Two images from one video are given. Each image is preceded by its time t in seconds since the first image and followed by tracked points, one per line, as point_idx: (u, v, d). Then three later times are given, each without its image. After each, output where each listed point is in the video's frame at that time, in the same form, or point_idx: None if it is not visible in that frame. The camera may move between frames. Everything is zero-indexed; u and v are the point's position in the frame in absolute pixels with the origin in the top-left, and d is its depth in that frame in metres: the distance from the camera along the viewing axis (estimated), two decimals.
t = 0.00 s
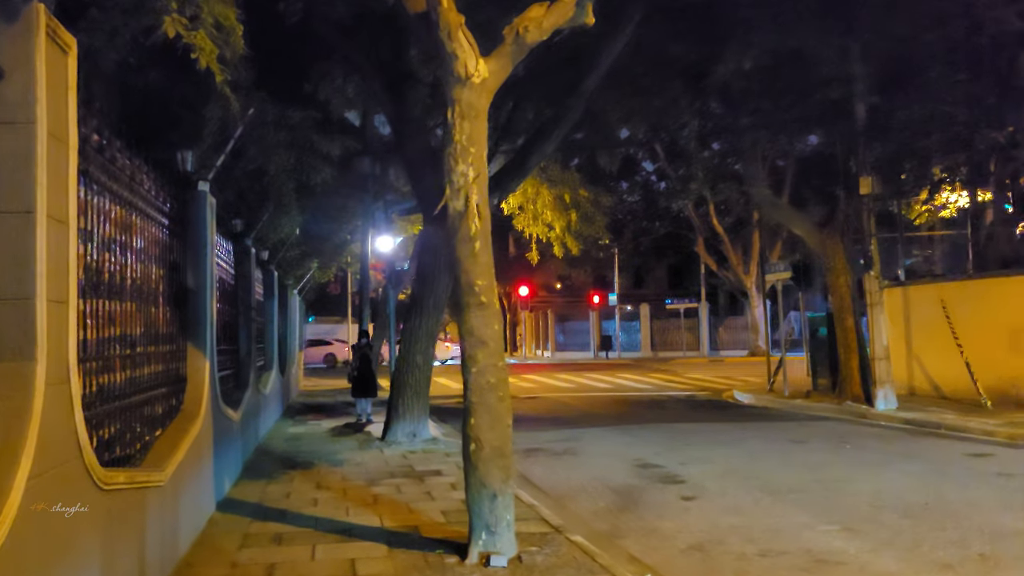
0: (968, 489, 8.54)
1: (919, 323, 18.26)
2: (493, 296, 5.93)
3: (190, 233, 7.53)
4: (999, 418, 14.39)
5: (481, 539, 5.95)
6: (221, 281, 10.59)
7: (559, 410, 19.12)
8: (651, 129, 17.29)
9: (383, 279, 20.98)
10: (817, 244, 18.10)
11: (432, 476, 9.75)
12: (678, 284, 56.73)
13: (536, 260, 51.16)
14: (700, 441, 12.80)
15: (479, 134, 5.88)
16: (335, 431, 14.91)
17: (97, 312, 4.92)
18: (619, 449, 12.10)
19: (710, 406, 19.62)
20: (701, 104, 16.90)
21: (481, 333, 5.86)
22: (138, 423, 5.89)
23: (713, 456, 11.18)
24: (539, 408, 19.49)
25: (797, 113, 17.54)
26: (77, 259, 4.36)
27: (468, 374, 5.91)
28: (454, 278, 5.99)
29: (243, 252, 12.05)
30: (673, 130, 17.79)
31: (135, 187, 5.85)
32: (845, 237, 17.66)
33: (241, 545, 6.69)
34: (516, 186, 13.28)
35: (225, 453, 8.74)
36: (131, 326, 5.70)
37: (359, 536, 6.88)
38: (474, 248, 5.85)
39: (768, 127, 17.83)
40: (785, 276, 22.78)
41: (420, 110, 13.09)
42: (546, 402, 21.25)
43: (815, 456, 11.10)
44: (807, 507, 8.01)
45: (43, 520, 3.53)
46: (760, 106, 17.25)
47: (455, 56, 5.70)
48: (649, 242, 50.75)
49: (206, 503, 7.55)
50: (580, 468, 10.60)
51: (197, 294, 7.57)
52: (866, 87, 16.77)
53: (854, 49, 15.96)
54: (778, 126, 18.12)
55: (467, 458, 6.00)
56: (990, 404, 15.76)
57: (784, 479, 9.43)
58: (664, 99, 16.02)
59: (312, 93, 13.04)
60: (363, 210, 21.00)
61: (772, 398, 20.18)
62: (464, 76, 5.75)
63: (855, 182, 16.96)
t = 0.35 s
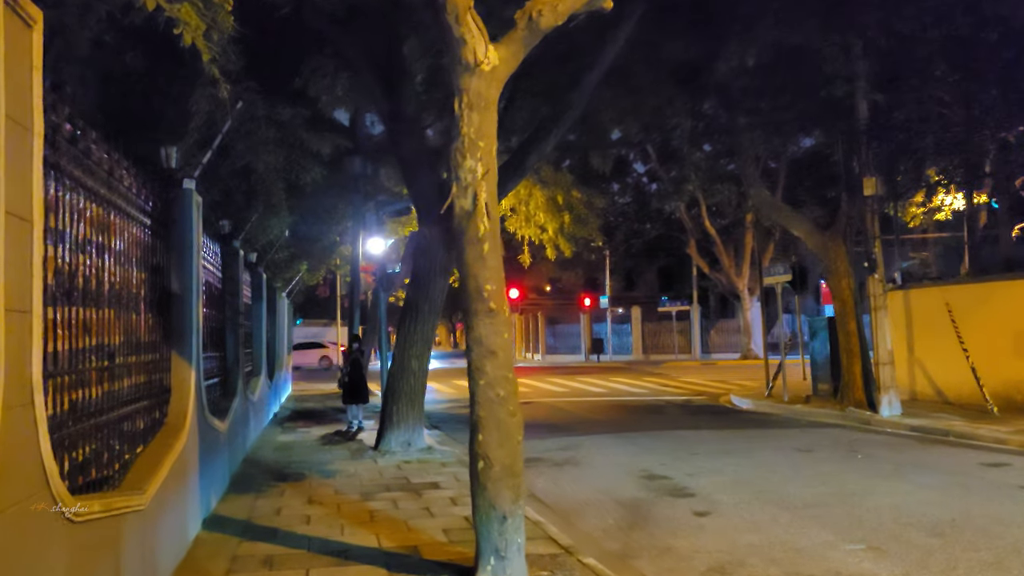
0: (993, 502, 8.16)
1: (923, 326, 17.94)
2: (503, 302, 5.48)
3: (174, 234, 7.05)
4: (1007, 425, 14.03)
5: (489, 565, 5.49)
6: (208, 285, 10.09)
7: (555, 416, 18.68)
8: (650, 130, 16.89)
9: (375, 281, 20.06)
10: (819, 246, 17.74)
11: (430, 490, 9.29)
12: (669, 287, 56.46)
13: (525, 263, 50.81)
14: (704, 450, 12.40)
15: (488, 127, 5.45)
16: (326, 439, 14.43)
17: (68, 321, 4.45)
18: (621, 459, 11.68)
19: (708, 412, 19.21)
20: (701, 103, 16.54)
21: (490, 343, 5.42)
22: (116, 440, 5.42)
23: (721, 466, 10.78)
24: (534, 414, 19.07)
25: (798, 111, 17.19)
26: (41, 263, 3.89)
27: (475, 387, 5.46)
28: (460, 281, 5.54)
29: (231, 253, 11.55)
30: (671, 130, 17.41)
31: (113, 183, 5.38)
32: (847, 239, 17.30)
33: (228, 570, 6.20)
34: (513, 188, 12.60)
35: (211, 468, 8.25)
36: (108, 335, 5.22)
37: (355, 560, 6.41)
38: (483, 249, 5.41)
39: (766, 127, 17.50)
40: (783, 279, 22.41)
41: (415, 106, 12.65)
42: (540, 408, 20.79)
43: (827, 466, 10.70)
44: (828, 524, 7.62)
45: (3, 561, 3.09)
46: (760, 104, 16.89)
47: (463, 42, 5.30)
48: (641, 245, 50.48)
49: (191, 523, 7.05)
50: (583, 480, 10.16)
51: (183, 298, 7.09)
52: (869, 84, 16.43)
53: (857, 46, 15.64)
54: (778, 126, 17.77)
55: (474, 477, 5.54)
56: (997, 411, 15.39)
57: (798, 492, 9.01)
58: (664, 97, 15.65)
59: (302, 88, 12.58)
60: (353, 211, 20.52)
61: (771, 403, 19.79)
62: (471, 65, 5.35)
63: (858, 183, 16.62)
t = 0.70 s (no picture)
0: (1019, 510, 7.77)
1: (927, 327, 17.62)
2: (509, 296, 5.02)
3: (152, 226, 6.58)
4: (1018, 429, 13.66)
5: None
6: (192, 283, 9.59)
7: (551, 419, 18.23)
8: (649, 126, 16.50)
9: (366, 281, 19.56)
10: (822, 244, 17.35)
11: (426, 498, 8.83)
12: (662, 288, 56.14)
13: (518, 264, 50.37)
14: (708, 454, 11.99)
15: (493, 106, 4.99)
16: (316, 443, 13.94)
17: (26, 317, 3.99)
18: (623, 464, 11.24)
19: (708, 415, 18.80)
20: (702, 98, 16.16)
21: (495, 342, 4.94)
22: (85, 449, 4.95)
23: (729, 471, 10.36)
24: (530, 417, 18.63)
25: (801, 107, 16.84)
26: None
27: (478, 391, 5.00)
28: (462, 275, 5.08)
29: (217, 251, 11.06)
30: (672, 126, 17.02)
31: (84, 168, 4.93)
32: (851, 238, 16.93)
33: None
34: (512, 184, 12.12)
35: (195, 476, 7.76)
36: (76, 335, 4.74)
37: None
38: (488, 239, 4.95)
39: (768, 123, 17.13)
40: (782, 280, 22.04)
41: (409, 98, 12.21)
42: (536, 411, 20.34)
43: (839, 471, 10.30)
44: (849, 535, 7.20)
45: None
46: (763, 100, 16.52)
47: (467, 13, 4.84)
48: (634, 246, 50.13)
49: (171, 537, 6.57)
50: (586, 486, 9.72)
51: (160, 296, 6.61)
52: (875, 78, 16.08)
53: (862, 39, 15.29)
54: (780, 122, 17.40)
55: (476, 489, 5.08)
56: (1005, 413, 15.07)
57: (813, 500, 8.61)
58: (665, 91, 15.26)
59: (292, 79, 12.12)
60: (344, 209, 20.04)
61: (772, 406, 19.39)
62: (476, 38, 4.89)
63: (863, 180, 16.26)
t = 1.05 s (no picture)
0: None
1: (937, 326, 17.27)
2: (525, 288, 4.58)
3: (136, 213, 6.13)
4: None
5: None
6: (182, 278, 9.13)
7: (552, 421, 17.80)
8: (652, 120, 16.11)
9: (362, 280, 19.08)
10: (829, 241, 17.06)
11: (428, 504, 8.39)
12: (659, 288, 55.77)
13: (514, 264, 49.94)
14: (718, 457, 11.57)
15: (508, 78, 4.56)
16: (310, 446, 13.48)
17: None
18: (631, 467, 10.82)
19: (712, 416, 18.39)
20: (708, 90, 15.78)
21: (511, 337, 4.51)
22: (56, 456, 4.49)
23: (742, 475, 9.95)
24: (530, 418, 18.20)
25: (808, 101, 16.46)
26: None
27: (492, 390, 4.56)
28: (474, 266, 4.64)
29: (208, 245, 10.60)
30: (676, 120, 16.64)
31: (57, 146, 4.49)
32: (860, 233, 16.70)
33: None
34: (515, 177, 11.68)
35: (183, 482, 7.30)
36: (45, 330, 4.28)
37: None
38: (503, 223, 4.51)
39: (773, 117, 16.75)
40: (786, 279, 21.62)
41: (409, 88, 11.79)
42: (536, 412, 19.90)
43: (856, 474, 9.89)
44: (879, 543, 6.78)
45: None
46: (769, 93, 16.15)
47: None
48: (631, 246, 49.77)
49: (155, 549, 6.11)
50: (594, 492, 9.28)
51: (145, 289, 6.15)
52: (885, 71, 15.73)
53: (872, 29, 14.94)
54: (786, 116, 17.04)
55: (489, 497, 4.64)
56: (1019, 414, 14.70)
57: (834, 505, 8.20)
58: (669, 83, 14.90)
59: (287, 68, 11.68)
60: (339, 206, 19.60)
61: (777, 407, 18.98)
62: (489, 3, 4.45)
63: (872, 175, 15.88)
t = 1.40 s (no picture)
0: None
1: (946, 325, 16.89)
2: (538, 281, 4.15)
3: (112, 201, 5.68)
4: None
5: None
6: (167, 274, 8.66)
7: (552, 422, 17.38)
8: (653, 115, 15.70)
9: (357, 278, 18.80)
10: (836, 239, 16.69)
11: (426, 513, 7.95)
12: (655, 288, 55.41)
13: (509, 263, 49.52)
14: (726, 460, 11.16)
15: (520, 47, 4.12)
16: (303, 449, 13.02)
17: None
18: (638, 472, 10.39)
19: (716, 418, 17.98)
20: (713, 84, 15.39)
21: (523, 336, 4.08)
22: (17, 465, 4.06)
23: (755, 480, 9.52)
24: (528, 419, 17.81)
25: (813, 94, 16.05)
26: None
27: (501, 394, 4.13)
28: (481, 256, 4.20)
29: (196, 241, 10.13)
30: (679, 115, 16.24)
31: (19, 121, 4.04)
32: (867, 230, 16.35)
33: None
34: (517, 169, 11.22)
35: (167, 489, 6.85)
36: None
37: None
38: (515, 209, 4.07)
39: (777, 110, 16.40)
40: (789, 277, 21.23)
41: (407, 78, 11.36)
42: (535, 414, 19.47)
43: (874, 479, 9.49)
44: (909, 556, 6.37)
45: None
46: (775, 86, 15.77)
47: None
48: (628, 245, 49.39)
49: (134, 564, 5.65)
50: (600, 499, 8.84)
51: (123, 283, 5.69)
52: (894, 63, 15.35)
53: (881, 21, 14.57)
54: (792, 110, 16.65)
55: (498, 512, 4.21)
56: None
57: (856, 514, 7.77)
58: (674, 75, 14.50)
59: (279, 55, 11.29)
60: (334, 203, 19.15)
61: (782, 408, 18.58)
62: None
63: (881, 170, 15.50)
